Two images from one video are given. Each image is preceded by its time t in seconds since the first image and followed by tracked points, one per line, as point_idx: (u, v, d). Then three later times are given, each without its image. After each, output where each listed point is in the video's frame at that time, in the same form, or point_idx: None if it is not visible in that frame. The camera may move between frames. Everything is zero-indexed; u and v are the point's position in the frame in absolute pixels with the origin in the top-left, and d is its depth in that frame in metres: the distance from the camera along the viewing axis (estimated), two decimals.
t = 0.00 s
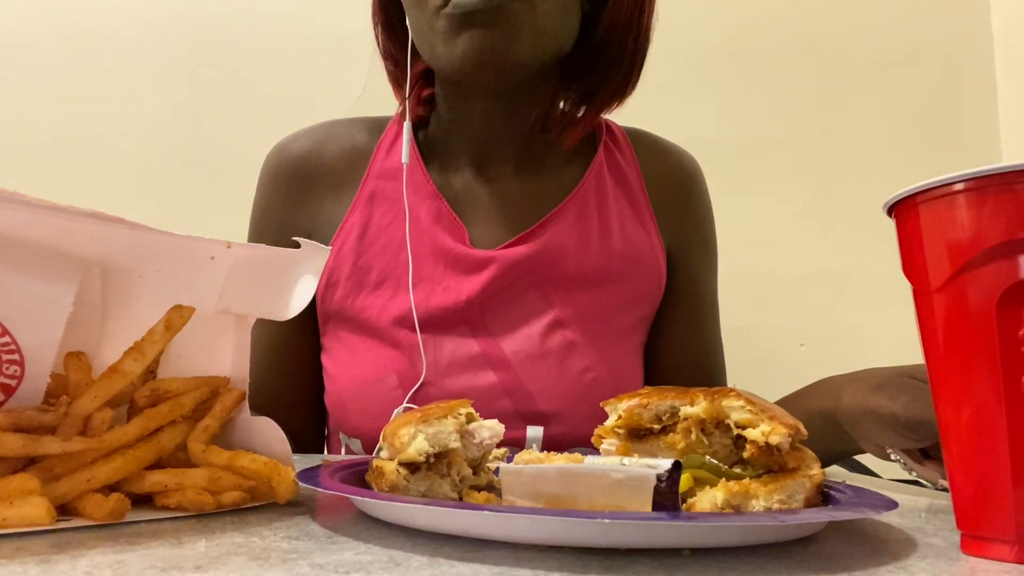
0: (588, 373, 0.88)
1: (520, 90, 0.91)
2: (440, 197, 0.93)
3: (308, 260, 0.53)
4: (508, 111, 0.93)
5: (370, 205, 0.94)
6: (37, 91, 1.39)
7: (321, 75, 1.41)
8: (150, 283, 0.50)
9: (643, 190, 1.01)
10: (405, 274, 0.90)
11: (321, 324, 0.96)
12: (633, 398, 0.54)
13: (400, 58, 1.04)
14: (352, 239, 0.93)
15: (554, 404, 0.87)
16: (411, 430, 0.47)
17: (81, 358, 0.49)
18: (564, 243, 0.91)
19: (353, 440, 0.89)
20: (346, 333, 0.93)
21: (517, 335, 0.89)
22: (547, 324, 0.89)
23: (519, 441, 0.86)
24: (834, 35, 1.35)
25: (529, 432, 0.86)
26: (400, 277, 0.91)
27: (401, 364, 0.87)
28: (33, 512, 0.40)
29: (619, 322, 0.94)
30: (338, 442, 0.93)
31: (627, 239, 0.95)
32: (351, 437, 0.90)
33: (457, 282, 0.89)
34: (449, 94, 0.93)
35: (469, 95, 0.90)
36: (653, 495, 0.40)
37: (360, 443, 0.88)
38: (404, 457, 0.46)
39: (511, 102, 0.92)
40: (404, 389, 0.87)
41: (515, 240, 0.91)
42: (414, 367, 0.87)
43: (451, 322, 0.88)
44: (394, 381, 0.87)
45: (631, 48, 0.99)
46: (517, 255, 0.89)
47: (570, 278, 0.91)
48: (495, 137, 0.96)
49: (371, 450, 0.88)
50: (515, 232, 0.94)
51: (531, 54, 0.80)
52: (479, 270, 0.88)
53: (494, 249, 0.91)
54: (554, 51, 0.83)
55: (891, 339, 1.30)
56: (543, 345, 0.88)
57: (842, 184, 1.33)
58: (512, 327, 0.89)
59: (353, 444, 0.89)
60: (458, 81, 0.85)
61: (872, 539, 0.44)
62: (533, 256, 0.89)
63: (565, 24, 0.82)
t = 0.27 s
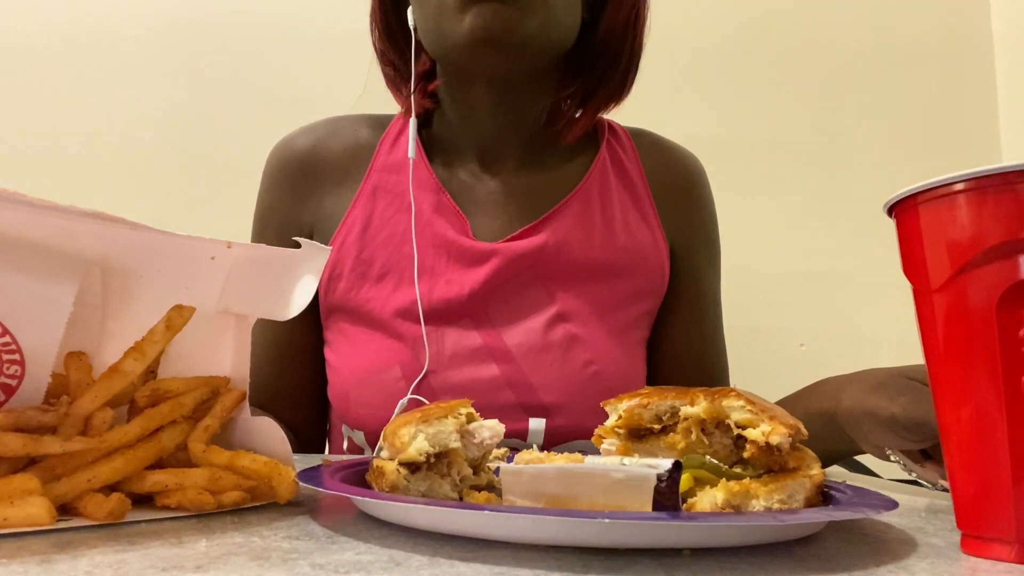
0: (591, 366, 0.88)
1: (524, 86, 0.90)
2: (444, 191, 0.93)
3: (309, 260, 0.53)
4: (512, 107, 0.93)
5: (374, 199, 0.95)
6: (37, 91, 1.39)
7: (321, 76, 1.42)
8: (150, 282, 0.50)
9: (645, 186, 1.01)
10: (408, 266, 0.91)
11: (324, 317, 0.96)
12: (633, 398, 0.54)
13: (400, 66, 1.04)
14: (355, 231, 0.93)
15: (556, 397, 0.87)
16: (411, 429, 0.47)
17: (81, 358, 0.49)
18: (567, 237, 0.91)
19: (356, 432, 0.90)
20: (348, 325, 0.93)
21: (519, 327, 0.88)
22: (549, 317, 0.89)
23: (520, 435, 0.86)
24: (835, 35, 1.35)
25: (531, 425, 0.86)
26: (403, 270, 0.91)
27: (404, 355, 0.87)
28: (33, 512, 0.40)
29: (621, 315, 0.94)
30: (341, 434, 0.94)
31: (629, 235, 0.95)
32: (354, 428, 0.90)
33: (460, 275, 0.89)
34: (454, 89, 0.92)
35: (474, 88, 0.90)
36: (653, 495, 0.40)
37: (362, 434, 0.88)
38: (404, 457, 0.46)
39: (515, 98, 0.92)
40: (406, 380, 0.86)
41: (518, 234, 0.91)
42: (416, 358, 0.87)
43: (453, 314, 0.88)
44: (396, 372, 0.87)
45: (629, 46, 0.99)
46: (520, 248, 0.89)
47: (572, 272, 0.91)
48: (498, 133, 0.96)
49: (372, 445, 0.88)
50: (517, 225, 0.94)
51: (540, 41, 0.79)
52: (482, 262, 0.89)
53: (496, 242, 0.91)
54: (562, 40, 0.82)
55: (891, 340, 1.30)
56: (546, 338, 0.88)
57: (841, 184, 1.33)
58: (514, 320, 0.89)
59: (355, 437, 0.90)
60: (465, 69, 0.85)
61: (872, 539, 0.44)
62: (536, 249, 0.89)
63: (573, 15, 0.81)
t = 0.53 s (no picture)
0: (589, 357, 0.88)
1: (521, 87, 0.90)
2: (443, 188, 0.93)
3: (309, 261, 0.53)
4: (513, 111, 0.94)
5: (374, 196, 0.95)
6: (38, 92, 1.39)
7: (322, 76, 1.42)
8: (150, 283, 0.50)
9: (641, 184, 1.01)
10: (408, 260, 0.91)
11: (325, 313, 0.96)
12: (633, 398, 0.54)
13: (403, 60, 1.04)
14: (356, 226, 0.93)
15: (554, 386, 0.86)
16: (411, 430, 0.47)
17: (82, 358, 0.49)
18: (565, 232, 0.91)
19: (356, 424, 0.90)
20: (349, 320, 0.93)
21: (517, 319, 0.88)
22: (547, 309, 0.89)
23: (518, 424, 0.86)
24: (834, 36, 1.35)
25: (529, 414, 0.86)
26: (402, 264, 0.91)
27: (404, 346, 0.87)
28: (34, 512, 0.40)
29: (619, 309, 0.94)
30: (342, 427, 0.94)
31: (626, 230, 0.96)
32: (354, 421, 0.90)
33: (458, 268, 0.89)
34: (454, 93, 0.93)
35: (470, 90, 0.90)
36: (653, 495, 0.40)
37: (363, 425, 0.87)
38: (404, 457, 0.46)
39: (513, 100, 0.92)
40: (407, 371, 0.86)
41: (516, 228, 0.91)
42: (415, 350, 0.87)
43: (452, 307, 0.88)
44: (396, 363, 0.87)
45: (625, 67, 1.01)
46: (518, 241, 0.89)
47: (569, 266, 0.91)
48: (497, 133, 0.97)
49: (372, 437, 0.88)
50: (516, 220, 0.94)
51: (528, 51, 0.80)
52: (480, 255, 0.89)
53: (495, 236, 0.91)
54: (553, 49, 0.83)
55: (891, 340, 1.30)
56: (544, 329, 0.88)
57: (841, 184, 1.33)
58: (512, 312, 0.89)
59: (355, 429, 0.90)
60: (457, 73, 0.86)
61: (872, 539, 0.44)
62: (534, 241, 0.89)
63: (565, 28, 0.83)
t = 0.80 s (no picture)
0: (583, 349, 0.89)
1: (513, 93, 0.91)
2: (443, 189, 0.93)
3: (310, 261, 0.53)
4: (508, 112, 0.95)
5: (376, 195, 0.95)
6: (38, 92, 1.39)
7: (322, 76, 1.42)
8: (151, 282, 0.50)
9: (634, 186, 1.02)
10: (407, 254, 0.91)
11: (325, 308, 0.96)
12: (633, 398, 0.54)
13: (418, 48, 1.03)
14: (358, 221, 0.93)
15: (550, 375, 0.87)
16: (411, 429, 0.48)
17: (82, 357, 0.49)
18: (560, 229, 0.92)
19: (354, 412, 0.89)
20: (348, 313, 0.93)
21: (514, 312, 0.89)
22: (543, 302, 0.89)
23: (515, 413, 0.85)
24: (834, 36, 1.35)
25: (527, 403, 0.85)
26: (402, 259, 0.91)
27: (403, 337, 0.88)
28: (34, 512, 0.40)
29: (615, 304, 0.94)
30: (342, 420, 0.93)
31: (619, 228, 0.96)
32: (353, 412, 0.89)
33: (457, 262, 0.89)
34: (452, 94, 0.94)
35: (464, 95, 0.92)
36: (653, 494, 0.40)
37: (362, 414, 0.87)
38: (405, 457, 0.46)
39: (506, 104, 0.93)
40: (406, 360, 0.86)
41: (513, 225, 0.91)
42: (414, 341, 0.87)
43: (450, 301, 0.88)
44: (395, 354, 0.87)
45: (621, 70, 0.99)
46: (514, 236, 0.89)
47: (565, 262, 0.92)
48: (495, 138, 0.98)
49: (371, 429, 0.88)
50: (513, 218, 0.95)
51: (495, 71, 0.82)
52: (478, 249, 0.89)
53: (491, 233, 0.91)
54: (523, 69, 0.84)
55: (891, 340, 1.30)
56: (540, 322, 0.88)
57: (841, 185, 1.33)
58: (509, 304, 0.89)
59: (353, 419, 0.89)
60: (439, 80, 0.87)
61: (871, 539, 0.44)
62: (530, 237, 0.90)
63: (542, 48, 0.84)
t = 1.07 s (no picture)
0: (585, 350, 0.89)
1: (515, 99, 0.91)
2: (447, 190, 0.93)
3: (311, 260, 0.53)
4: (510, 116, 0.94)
5: (381, 197, 0.95)
6: (38, 92, 1.39)
7: (322, 76, 1.42)
8: (151, 283, 0.50)
9: (634, 189, 1.02)
10: (412, 255, 0.91)
11: (329, 308, 0.96)
12: (633, 398, 0.54)
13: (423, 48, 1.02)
14: (364, 221, 0.93)
15: (551, 375, 0.87)
16: (411, 429, 0.48)
17: (82, 357, 0.49)
18: (563, 231, 0.92)
19: (358, 412, 0.89)
20: (353, 313, 0.93)
21: (517, 313, 0.89)
22: (545, 304, 0.89)
23: (516, 412, 0.85)
24: (834, 36, 1.35)
25: (529, 402, 0.86)
26: (407, 260, 0.91)
27: (407, 337, 0.88)
28: (35, 512, 0.40)
29: (616, 305, 0.94)
30: (344, 418, 0.93)
31: (619, 231, 0.97)
32: (356, 410, 0.89)
33: (462, 264, 0.89)
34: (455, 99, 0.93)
35: (466, 100, 0.91)
36: (653, 495, 0.40)
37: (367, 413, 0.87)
38: (405, 457, 0.46)
39: (508, 109, 0.93)
40: (410, 359, 0.87)
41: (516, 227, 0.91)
42: (418, 341, 0.87)
43: (454, 302, 0.88)
44: (400, 353, 0.87)
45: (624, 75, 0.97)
46: (518, 238, 0.89)
47: (568, 264, 0.92)
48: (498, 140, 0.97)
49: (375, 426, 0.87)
50: (516, 220, 0.95)
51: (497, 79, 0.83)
52: (482, 251, 0.89)
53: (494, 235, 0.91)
54: (526, 78, 0.85)
55: (891, 340, 1.30)
56: (542, 323, 0.88)
57: (841, 185, 1.33)
58: (512, 305, 0.89)
59: (357, 418, 0.89)
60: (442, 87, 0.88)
61: (872, 539, 0.44)
62: (533, 239, 0.90)
63: (544, 56, 0.84)
